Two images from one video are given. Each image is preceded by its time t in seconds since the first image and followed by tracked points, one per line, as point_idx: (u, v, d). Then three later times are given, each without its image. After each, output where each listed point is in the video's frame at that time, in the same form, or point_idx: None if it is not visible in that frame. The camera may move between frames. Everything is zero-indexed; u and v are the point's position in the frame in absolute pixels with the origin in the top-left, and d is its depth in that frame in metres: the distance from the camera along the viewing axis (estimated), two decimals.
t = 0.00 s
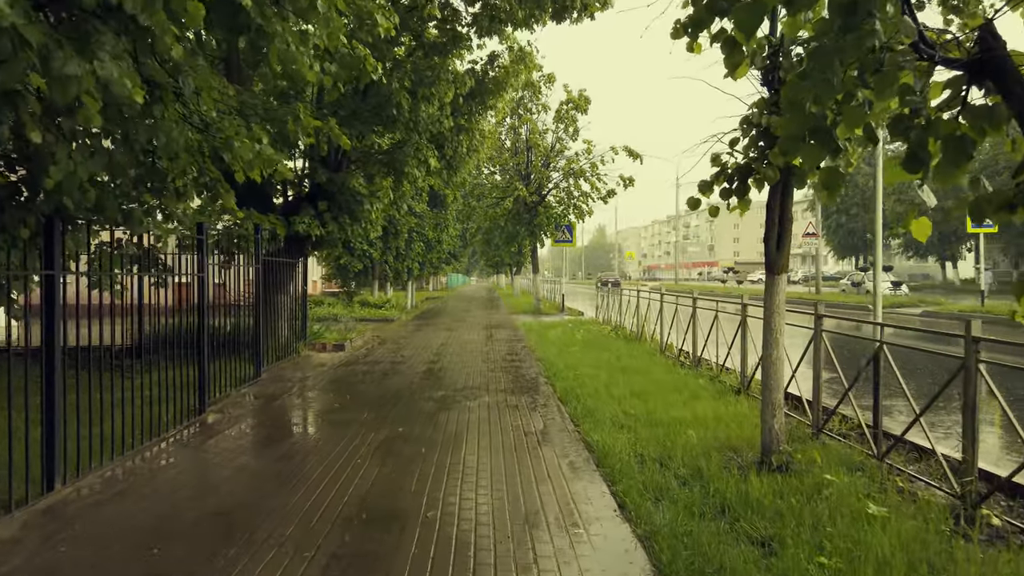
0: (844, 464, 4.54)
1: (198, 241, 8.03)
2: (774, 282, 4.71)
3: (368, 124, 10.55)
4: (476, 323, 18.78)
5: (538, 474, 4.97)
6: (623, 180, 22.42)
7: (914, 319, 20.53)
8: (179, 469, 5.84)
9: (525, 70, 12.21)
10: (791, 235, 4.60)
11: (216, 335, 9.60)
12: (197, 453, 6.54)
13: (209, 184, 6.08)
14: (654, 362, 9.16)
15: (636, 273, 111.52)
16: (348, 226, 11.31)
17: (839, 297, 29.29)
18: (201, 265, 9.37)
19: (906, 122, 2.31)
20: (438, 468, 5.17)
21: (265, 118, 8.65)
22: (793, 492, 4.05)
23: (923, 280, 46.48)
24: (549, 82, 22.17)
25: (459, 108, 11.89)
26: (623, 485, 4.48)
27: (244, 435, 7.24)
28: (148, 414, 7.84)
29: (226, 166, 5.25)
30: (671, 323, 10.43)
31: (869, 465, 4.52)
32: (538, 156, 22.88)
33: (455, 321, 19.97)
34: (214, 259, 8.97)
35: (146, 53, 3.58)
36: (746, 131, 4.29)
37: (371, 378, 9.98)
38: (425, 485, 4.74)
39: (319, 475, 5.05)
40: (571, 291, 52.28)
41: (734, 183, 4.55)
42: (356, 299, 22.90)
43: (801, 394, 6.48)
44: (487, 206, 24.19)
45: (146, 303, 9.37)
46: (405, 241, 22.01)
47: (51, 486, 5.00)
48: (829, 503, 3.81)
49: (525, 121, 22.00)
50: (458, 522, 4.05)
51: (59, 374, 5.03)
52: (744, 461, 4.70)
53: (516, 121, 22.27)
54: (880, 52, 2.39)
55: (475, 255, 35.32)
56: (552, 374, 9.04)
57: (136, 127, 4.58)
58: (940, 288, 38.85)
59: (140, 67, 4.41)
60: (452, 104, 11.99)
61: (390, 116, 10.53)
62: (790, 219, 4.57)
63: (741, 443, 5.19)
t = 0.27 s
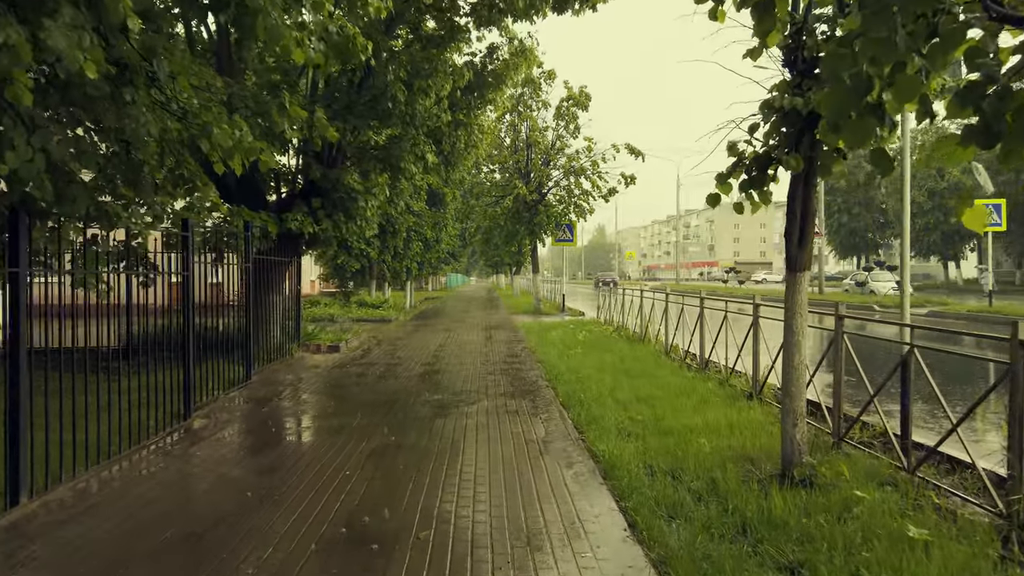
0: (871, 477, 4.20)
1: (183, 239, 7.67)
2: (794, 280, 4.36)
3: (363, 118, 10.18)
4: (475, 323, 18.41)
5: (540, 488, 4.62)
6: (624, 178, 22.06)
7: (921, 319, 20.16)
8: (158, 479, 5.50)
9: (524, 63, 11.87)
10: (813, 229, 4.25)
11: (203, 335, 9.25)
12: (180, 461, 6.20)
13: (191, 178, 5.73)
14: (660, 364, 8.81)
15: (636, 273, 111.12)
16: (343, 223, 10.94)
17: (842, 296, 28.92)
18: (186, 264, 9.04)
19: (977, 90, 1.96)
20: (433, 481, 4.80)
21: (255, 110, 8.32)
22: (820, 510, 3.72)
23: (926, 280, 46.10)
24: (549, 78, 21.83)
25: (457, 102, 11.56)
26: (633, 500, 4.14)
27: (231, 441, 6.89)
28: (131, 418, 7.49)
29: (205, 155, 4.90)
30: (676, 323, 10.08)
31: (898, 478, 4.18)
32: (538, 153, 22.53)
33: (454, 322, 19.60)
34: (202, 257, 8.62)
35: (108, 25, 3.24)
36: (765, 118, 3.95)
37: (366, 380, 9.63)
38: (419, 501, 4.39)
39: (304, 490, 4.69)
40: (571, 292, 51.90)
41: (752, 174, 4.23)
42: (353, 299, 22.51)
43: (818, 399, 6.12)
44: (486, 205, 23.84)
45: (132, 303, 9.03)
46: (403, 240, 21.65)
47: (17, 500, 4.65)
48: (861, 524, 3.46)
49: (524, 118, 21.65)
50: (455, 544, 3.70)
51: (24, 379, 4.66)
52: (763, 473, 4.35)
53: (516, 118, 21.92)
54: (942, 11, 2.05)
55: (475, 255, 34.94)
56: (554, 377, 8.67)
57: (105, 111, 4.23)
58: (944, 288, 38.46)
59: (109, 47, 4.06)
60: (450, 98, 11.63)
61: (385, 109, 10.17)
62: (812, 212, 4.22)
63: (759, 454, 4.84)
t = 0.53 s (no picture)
0: (910, 498, 3.85)
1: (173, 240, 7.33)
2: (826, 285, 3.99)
3: (362, 113, 9.85)
4: (479, 325, 18.08)
5: (551, 509, 4.27)
6: (630, 177, 21.69)
7: (933, 321, 19.76)
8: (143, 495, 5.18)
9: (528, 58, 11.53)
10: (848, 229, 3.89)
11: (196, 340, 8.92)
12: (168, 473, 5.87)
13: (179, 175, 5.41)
14: (672, 370, 8.44)
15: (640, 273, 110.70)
16: (343, 223, 10.59)
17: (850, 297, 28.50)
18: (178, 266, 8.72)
19: None
20: (433, 502, 4.46)
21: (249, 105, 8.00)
22: (858, 540, 3.37)
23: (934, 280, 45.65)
24: (554, 76, 21.47)
25: (459, 98, 11.23)
26: (652, 526, 3.79)
27: (223, 451, 6.55)
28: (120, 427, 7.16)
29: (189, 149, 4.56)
30: (687, 326, 9.71)
31: (942, 501, 3.82)
32: (542, 152, 22.20)
33: (457, 323, 19.27)
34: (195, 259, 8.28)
35: None
36: (797, 107, 3.61)
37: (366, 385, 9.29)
38: (419, 527, 4.04)
39: (293, 513, 4.33)
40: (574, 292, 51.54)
41: (781, 170, 3.89)
42: (355, 300, 22.16)
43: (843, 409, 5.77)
44: (490, 204, 23.51)
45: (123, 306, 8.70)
46: (405, 240, 21.32)
47: None
48: (908, 557, 3.12)
49: (528, 116, 21.28)
50: None
51: None
52: (792, 495, 4.00)
53: (519, 116, 21.59)
54: None
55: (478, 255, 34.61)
56: (560, 384, 8.31)
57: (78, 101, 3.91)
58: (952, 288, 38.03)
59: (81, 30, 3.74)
60: (453, 93, 11.29)
61: (386, 104, 9.84)
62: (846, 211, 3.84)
63: (784, 472, 4.49)
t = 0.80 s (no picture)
0: (958, 513, 3.52)
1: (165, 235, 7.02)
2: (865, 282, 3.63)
3: (363, 105, 9.53)
4: (482, 325, 17.75)
5: (566, 523, 3.94)
6: (635, 174, 21.34)
7: (946, 321, 19.36)
8: (128, 503, 4.86)
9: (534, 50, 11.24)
10: (892, 218, 3.53)
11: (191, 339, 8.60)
12: (156, 478, 5.56)
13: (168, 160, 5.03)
14: (685, 371, 8.09)
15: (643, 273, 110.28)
16: (343, 219, 10.26)
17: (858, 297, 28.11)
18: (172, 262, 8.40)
19: None
20: (436, 516, 4.12)
21: (245, 93, 7.69)
22: (909, 564, 3.04)
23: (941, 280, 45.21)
24: (559, 71, 21.14)
25: (463, 91, 10.91)
26: (678, 544, 3.46)
27: (215, 454, 6.23)
28: (109, 430, 6.84)
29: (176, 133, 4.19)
30: (699, 326, 9.36)
31: (995, 519, 3.48)
32: (547, 149, 21.84)
33: (461, 323, 18.94)
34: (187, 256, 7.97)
35: None
36: (837, 84, 3.29)
37: (366, 385, 8.96)
38: (424, 543, 3.74)
39: (284, 529, 3.99)
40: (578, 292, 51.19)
41: (818, 155, 3.57)
42: (356, 299, 21.82)
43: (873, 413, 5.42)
44: (493, 203, 23.18)
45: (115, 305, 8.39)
46: (407, 238, 21.01)
47: None
48: None
49: (533, 113, 20.94)
50: None
51: None
52: (828, 512, 3.66)
53: (524, 113, 21.23)
54: None
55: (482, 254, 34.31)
56: (568, 386, 7.97)
57: (42, 78, 3.59)
58: (961, 288, 37.56)
59: None
60: (457, 86, 10.96)
61: (387, 96, 9.51)
62: (891, 198, 3.50)
63: (816, 484, 4.15)
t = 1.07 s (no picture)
0: (1010, 544, 3.19)
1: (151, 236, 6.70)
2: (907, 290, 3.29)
3: (359, 102, 9.21)
4: (483, 327, 17.41)
5: (577, 550, 3.61)
6: (638, 174, 21.00)
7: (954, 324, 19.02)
8: (103, 522, 4.53)
9: (535, 47, 10.97)
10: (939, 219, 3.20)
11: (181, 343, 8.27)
12: (137, 493, 5.23)
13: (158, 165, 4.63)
14: (694, 378, 7.76)
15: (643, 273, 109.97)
16: (339, 219, 9.94)
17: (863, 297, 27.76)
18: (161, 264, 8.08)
19: None
20: (435, 542, 3.79)
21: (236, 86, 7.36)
22: None
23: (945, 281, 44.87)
24: (560, 69, 20.80)
25: (463, 86, 10.59)
26: None
27: (202, 467, 5.90)
28: (93, 441, 6.51)
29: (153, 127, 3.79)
30: (707, 331, 9.02)
31: None
32: (548, 148, 21.52)
33: (461, 325, 18.61)
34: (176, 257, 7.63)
35: None
36: (881, 70, 2.97)
37: (362, 392, 8.63)
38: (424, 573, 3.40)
39: (269, 559, 3.65)
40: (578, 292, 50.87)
41: (855, 149, 3.26)
42: (355, 301, 21.48)
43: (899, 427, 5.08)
44: (493, 203, 22.85)
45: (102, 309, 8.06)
46: (406, 238, 20.69)
47: None
48: None
49: (534, 111, 20.61)
50: None
51: None
52: (866, 543, 3.33)
53: (525, 111, 20.91)
54: None
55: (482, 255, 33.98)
56: (573, 394, 7.65)
57: None
58: (965, 289, 37.23)
59: None
60: (457, 82, 10.63)
61: (385, 92, 9.19)
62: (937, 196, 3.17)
63: (848, 508, 3.83)
